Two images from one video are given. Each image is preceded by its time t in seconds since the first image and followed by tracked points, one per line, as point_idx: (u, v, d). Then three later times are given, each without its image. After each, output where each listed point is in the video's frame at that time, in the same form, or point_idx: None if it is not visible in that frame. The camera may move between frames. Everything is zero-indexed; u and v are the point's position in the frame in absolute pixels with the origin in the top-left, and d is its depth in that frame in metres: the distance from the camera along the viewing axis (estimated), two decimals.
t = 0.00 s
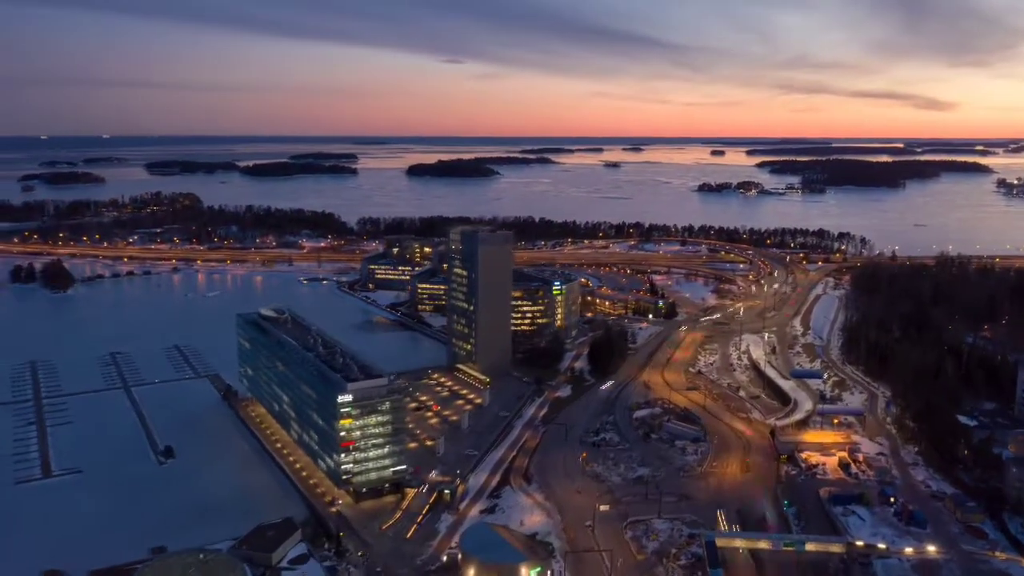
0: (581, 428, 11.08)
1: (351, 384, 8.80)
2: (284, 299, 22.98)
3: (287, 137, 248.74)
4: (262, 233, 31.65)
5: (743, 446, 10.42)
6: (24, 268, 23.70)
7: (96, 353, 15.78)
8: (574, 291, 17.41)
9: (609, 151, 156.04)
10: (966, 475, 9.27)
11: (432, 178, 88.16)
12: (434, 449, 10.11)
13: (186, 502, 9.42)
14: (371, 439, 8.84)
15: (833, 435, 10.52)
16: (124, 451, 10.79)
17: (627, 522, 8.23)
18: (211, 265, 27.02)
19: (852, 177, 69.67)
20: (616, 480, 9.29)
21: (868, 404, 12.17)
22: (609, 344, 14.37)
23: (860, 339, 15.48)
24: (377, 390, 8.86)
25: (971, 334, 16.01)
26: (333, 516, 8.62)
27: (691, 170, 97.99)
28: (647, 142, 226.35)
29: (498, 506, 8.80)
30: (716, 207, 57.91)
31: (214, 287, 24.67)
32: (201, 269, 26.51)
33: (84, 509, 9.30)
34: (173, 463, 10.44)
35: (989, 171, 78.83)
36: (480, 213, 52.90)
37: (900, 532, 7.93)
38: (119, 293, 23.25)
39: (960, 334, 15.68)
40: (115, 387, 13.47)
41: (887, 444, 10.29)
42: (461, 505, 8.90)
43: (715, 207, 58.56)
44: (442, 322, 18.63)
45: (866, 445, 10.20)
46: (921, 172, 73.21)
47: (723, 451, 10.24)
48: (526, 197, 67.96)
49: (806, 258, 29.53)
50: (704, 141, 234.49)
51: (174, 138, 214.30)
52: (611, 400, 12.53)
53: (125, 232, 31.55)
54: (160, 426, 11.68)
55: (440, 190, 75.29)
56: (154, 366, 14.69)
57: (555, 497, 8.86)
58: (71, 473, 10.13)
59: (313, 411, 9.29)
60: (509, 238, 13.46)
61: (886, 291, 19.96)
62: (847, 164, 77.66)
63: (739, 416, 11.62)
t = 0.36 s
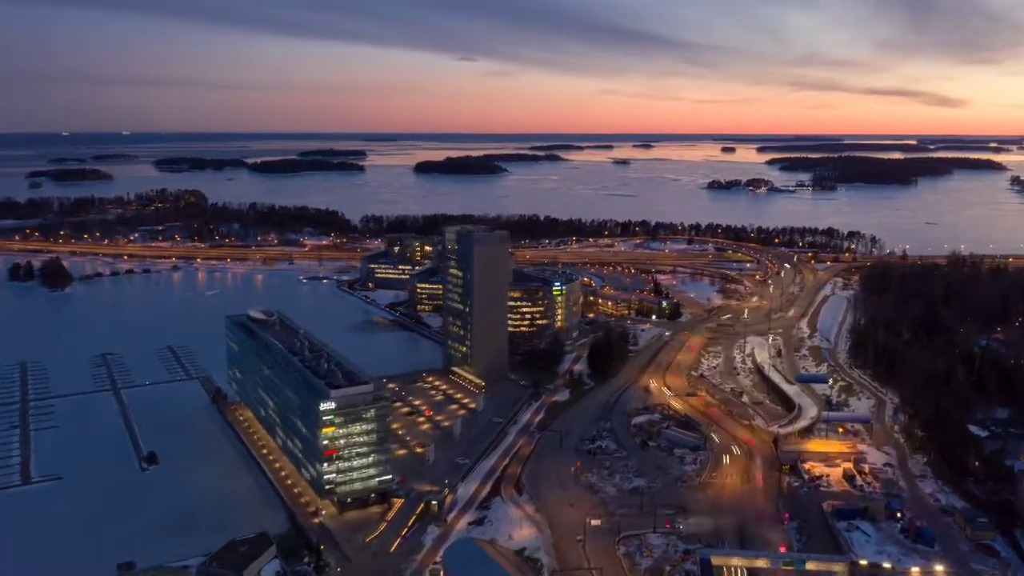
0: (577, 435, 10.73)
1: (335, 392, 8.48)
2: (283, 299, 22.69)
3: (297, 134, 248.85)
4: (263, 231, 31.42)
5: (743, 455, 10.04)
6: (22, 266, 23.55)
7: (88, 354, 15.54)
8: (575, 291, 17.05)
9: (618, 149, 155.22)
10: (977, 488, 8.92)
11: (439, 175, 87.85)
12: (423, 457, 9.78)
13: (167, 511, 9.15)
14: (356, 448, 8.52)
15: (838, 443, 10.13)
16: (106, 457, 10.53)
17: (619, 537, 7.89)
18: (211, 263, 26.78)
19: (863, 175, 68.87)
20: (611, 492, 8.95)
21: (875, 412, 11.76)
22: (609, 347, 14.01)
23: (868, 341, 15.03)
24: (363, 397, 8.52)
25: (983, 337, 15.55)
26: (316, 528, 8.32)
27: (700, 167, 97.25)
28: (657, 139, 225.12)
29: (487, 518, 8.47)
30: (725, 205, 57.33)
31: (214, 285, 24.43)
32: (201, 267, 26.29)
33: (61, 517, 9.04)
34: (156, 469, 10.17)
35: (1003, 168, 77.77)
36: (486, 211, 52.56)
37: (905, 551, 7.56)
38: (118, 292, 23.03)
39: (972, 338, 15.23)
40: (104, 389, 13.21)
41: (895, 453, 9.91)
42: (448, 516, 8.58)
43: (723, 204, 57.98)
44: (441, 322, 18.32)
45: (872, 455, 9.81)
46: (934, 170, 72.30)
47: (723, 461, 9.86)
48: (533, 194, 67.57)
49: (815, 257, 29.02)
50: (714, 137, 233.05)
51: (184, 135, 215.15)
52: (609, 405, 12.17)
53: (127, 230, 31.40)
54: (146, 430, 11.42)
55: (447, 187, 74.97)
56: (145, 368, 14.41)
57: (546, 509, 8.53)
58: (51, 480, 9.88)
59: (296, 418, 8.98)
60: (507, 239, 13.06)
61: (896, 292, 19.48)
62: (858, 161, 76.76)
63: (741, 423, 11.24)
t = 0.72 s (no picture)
0: (572, 443, 10.36)
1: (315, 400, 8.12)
2: (282, 298, 22.39)
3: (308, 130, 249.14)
4: (266, 229, 31.21)
5: (744, 466, 9.62)
6: (21, 264, 23.38)
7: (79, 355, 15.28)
8: (575, 292, 16.66)
9: (629, 145, 154.25)
10: (989, 504, 8.54)
11: (447, 172, 87.52)
12: (411, 466, 9.42)
13: (143, 521, 8.82)
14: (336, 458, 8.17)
15: (843, 454, 9.70)
16: (86, 463, 10.23)
17: (610, 556, 7.50)
18: (212, 261, 26.55)
19: (876, 171, 67.89)
20: (604, 505, 8.56)
21: (883, 419, 11.33)
22: (609, 350, 13.61)
23: (877, 345, 14.57)
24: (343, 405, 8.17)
25: (998, 341, 15.05)
26: (294, 541, 7.97)
27: (711, 164, 96.41)
28: (668, 135, 223.81)
29: (473, 532, 8.11)
30: (735, 202, 56.66)
31: (213, 283, 24.20)
32: (201, 265, 26.03)
33: (33, 526, 8.74)
34: (136, 477, 9.86)
35: (1020, 165, 76.61)
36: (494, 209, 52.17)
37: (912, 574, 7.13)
38: (116, 291, 22.80)
39: (986, 343, 14.74)
40: (92, 392, 12.94)
41: (903, 465, 9.48)
42: (433, 530, 8.21)
43: (734, 202, 57.31)
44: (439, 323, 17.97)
45: (879, 467, 9.37)
46: (949, 167, 71.29)
47: (722, 472, 9.45)
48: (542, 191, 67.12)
49: (825, 256, 28.49)
50: (727, 134, 231.14)
51: (196, 131, 216.00)
52: (606, 411, 11.78)
53: (129, 227, 31.25)
54: (130, 434, 11.12)
55: (455, 184, 74.66)
56: (135, 369, 14.13)
57: (534, 524, 8.17)
58: (27, 487, 9.58)
59: (276, 426, 8.62)
60: (502, 237, 12.71)
61: (908, 294, 18.97)
62: (872, 158, 75.81)
63: (741, 431, 10.84)
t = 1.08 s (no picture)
0: (566, 452, 9.97)
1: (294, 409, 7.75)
2: (281, 297, 22.10)
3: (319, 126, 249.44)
4: (269, 226, 30.98)
5: (744, 478, 9.21)
6: (21, 261, 23.21)
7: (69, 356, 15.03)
8: (576, 293, 16.26)
9: (640, 141, 153.38)
10: (1002, 522, 8.11)
11: (456, 168, 87.19)
12: (396, 477, 9.07)
13: (117, 532, 8.51)
14: (316, 470, 7.80)
15: (849, 466, 9.24)
16: (65, 470, 9.94)
17: None
18: (212, 258, 26.31)
19: (890, 168, 66.97)
20: (595, 520, 8.17)
21: (892, 429, 10.88)
22: (608, 353, 13.21)
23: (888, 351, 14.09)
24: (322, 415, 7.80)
25: (1013, 346, 14.54)
26: (271, 556, 7.64)
27: (723, 160, 95.55)
28: (680, 132, 222.52)
29: (457, 548, 7.75)
30: (746, 200, 56.07)
31: (214, 281, 23.98)
32: (202, 263, 25.79)
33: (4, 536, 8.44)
34: (115, 485, 9.56)
35: None
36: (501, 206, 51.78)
37: None
38: (114, 289, 22.57)
39: (1001, 348, 14.23)
40: (78, 395, 12.65)
41: (911, 479, 9.05)
42: (416, 545, 7.85)
43: (744, 199, 56.70)
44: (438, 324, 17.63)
45: (887, 481, 8.93)
46: (965, 164, 70.22)
47: (722, 485, 9.04)
48: (550, 188, 66.71)
49: (836, 255, 27.92)
50: (740, 130, 229.70)
51: (207, 127, 216.56)
52: (603, 418, 11.38)
53: (132, 224, 31.08)
54: (112, 440, 10.84)
55: (464, 181, 74.27)
56: (124, 371, 13.85)
57: (521, 540, 7.80)
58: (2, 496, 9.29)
59: (254, 434, 8.26)
60: (499, 237, 12.29)
61: (920, 296, 18.44)
62: (886, 154, 74.81)
63: (743, 440, 10.41)
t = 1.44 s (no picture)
0: (559, 461, 9.66)
1: (272, 418, 7.44)
2: (281, 296, 21.87)
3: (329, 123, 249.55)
4: (272, 224, 30.77)
5: (743, 490, 8.85)
6: (20, 259, 23.05)
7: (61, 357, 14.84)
8: (577, 293, 15.90)
9: (650, 138, 152.44)
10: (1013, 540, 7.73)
11: (465, 165, 86.85)
12: (382, 487, 8.77)
13: (93, 540, 8.24)
14: (296, 481, 7.49)
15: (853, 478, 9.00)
16: (45, 475, 9.69)
17: None
18: (214, 256, 26.10)
19: (904, 164, 66.12)
20: (586, 534, 7.85)
21: (900, 438, 10.50)
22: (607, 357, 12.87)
23: (897, 355, 13.68)
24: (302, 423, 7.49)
25: None
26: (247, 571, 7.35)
27: (734, 157, 94.75)
28: (692, 128, 221.11)
29: (441, 563, 7.45)
30: (757, 197, 55.46)
31: (214, 279, 23.77)
32: (203, 261, 25.59)
33: None
34: (95, 491, 9.30)
35: None
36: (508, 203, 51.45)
37: None
38: (113, 287, 22.39)
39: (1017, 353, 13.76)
40: (66, 397, 12.44)
41: (919, 492, 8.68)
42: (399, 559, 7.54)
43: (755, 196, 56.07)
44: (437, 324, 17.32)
45: (893, 495, 8.56)
46: (981, 161, 69.16)
47: (720, 497, 8.69)
48: (558, 185, 66.29)
49: (847, 254, 27.41)
50: (752, 126, 228.05)
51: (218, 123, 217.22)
52: (600, 425, 11.04)
53: (136, 221, 30.93)
54: (97, 444, 10.59)
55: (472, 177, 73.91)
56: (114, 372, 13.62)
57: (508, 555, 7.49)
58: None
59: (234, 443, 7.98)
60: (494, 236, 11.97)
61: (932, 297, 17.96)
62: (900, 151, 73.83)
63: (743, 449, 10.06)
